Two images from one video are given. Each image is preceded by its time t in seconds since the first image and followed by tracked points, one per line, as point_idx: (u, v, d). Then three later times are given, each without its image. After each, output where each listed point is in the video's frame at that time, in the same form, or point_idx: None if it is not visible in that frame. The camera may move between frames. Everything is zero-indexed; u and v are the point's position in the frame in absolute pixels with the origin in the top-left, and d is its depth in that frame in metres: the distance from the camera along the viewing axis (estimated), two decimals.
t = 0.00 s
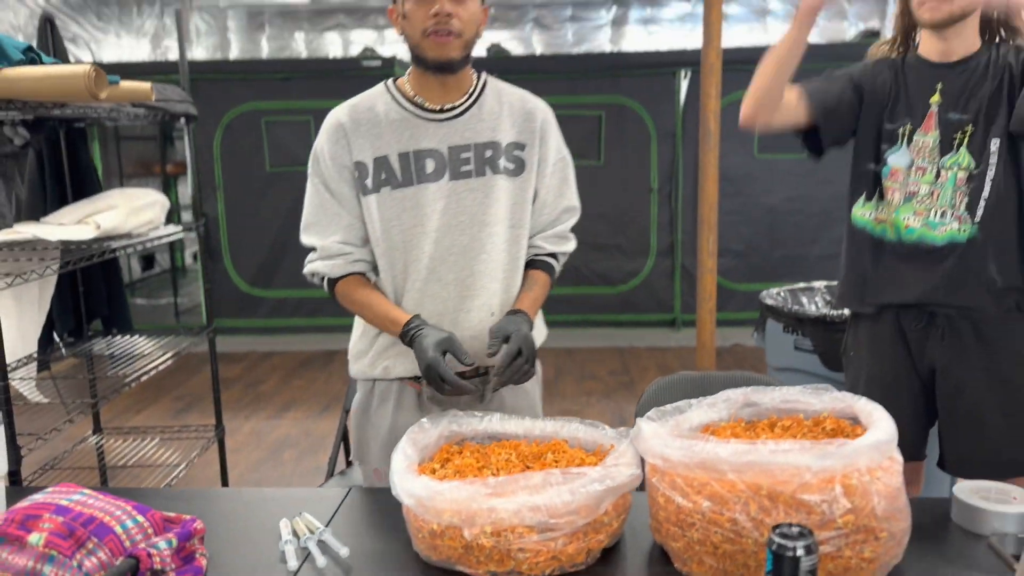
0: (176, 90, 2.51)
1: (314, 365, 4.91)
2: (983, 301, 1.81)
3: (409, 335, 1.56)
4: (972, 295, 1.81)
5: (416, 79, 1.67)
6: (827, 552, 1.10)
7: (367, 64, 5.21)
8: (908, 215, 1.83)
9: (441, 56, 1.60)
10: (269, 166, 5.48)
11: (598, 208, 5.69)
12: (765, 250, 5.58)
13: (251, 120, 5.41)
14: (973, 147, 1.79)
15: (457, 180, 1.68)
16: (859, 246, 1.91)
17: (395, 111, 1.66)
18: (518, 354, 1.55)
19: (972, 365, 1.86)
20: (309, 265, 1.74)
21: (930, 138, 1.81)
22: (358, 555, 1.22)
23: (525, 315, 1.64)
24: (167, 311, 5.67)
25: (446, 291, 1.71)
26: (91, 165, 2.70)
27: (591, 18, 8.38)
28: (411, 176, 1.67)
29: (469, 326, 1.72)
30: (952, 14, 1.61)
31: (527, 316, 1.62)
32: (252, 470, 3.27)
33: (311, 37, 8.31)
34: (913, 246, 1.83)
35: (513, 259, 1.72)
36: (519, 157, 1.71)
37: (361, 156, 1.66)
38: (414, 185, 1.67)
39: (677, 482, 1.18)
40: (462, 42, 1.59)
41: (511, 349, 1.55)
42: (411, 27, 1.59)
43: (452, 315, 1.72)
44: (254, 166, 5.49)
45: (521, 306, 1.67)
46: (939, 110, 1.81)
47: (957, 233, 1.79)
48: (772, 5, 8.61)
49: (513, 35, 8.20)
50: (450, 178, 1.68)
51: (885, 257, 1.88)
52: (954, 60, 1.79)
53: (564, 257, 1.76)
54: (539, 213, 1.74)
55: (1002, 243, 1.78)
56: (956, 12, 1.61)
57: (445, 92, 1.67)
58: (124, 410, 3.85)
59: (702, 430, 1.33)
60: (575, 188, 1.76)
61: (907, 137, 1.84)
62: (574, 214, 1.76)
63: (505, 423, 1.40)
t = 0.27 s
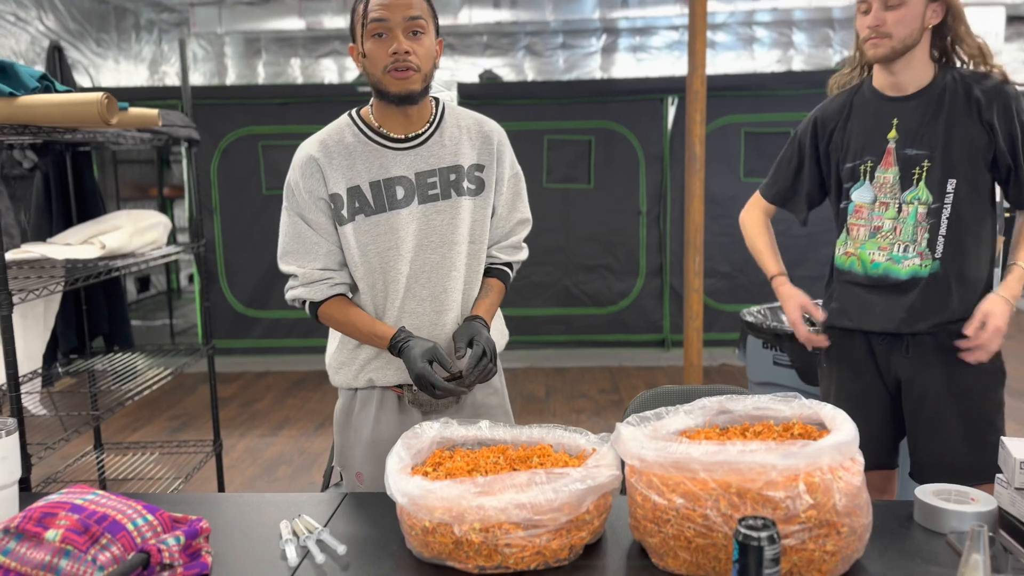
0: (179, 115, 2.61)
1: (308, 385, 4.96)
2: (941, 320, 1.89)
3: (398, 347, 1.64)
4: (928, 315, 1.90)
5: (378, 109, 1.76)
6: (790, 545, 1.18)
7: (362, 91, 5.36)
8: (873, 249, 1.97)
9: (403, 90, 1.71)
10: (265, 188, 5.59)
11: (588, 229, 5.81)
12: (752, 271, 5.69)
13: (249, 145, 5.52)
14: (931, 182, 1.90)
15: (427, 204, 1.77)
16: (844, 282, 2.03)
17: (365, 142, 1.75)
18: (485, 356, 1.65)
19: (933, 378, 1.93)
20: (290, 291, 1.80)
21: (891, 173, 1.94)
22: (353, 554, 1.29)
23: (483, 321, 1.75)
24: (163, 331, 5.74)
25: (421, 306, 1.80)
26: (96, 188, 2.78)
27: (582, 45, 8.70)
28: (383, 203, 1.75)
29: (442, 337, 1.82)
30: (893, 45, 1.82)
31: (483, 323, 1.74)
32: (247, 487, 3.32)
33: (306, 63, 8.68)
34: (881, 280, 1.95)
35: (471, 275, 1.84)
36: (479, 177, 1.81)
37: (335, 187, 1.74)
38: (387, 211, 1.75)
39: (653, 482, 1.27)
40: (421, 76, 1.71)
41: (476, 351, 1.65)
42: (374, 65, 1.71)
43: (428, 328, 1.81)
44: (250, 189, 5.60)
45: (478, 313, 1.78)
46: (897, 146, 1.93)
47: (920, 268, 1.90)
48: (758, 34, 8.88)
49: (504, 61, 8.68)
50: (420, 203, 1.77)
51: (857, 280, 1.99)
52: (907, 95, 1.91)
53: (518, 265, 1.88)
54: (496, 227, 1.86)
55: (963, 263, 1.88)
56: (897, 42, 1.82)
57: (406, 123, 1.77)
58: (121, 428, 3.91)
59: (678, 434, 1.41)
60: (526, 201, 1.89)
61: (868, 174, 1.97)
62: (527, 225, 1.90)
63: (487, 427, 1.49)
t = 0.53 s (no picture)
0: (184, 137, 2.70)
1: (304, 400, 5.02)
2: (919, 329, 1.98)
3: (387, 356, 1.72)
4: (908, 326, 2.00)
5: (372, 130, 1.85)
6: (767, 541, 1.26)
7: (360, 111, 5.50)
8: (850, 266, 2.05)
9: (393, 115, 1.79)
10: (263, 207, 5.68)
11: (580, 246, 5.91)
12: (741, 287, 5.79)
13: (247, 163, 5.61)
14: (897, 199, 1.99)
15: (420, 218, 1.85)
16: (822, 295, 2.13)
17: (359, 161, 1.83)
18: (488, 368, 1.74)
19: (917, 386, 2.01)
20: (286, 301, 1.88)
21: (857, 194, 2.03)
22: (355, 553, 1.36)
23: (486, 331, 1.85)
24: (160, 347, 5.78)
25: (415, 315, 1.86)
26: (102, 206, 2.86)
27: (574, 66, 8.88)
28: (378, 218, 1.83)
29: (438, 344, 1.87)
30: (845, 85, 1.94)
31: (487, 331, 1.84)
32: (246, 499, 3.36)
33: (304, 83, 8.90)
34: (860, 294, 2.04)
35: (467, 285, 1.91)
36: (470, 192, 1.89)
37: (331, 204, 1.82)
38: (381, 225, 1.83)
39: (639, 482, 1.35)
40: (409, 100, 1.79)
41: (480, 364, 1.73)
42: (365, 92, 1.79)
43: (422, 336, 1.87)
44: (248, 207, 5.69)
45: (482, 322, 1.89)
46: (861, 167, 2.02)
47: (898, 279, 2.00)
48: (747, 56, 9.07)
49: (498, 81, 8.89)
50: (413, 217, 1.84)
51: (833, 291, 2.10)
52: (862, 119, 2.02)
53: (513, 272, 1.97)
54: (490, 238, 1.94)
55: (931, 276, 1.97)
56: (848, 82, 1.94)
57: (397, 142, 1.85)
58: (120, 442, 3.95)
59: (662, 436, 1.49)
60: (518, 213, 1.97)
61: (837, 194, 2.06)
62: (519, 235, 1.98)
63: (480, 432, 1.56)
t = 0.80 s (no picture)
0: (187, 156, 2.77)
1: (299, 414, 5.05)
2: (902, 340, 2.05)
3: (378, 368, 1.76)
4: (893, 337, 2.06)
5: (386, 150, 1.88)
6: (754, 542, 1.31)
7: (356, 127, 5.60)
8: (833, 278, 2.13)
9: (413, 148, 1.82)
10: (259, 222, 5.74)
11: (573, 261, 5.99)
12: (732, 300, 5.88)
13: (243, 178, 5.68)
14: (878, 214, 2.07)
15: (431, 231, 1.89)
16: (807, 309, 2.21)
17: (373, 176, 1.86)
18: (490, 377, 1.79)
19: (902, 395, 2.07)
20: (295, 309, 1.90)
21: (839, 209, 2.11)
22: (358, 557, 1.42)
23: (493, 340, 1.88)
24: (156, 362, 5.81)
25: (424, 324, 1.89)
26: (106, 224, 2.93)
27: (567, 83, 9.00)
28: (389, 230, 1.86)
29: (447, 352, 1.90)
30: (824, 106, 2.03)
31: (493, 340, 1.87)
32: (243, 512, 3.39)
33: (299, 99, 9.00)
34: (844, 305, 2.11)
35: (477, 297, 1.94)
36: (479, 207, 1.93)
37: (345, 215, 1.85)
38: (394, 236, 1.86)
39: (631, 488, 1.41)
40: (428, 134, 1.81)
41: (482, 373, 1.79)
42: (383, 125, 1.80)
43: (430, 345, 1.89)
44: (245, 222, 5.75)
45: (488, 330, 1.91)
46: (843, 183, 2.10)
47: (880, 291, 2.07)
48: (736, 73, 9.23)
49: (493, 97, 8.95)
50: (424, 229, 1.88)
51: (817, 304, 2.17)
52: (843, 138, 2.09)
53: (520, 287, 2.00)
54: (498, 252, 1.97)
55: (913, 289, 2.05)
56: (827, 104, 2.02)
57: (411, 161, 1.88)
58: (116, 456, 3.97)
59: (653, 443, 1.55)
60: (526, 229, 2.02)
61: (820, 209, 2.14)
62: (526, 251, 2.02)
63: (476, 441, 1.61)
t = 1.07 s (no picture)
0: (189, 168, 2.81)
1: (294, 423, 5.07)
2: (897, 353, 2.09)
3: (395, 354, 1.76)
4: (888, 347, 2.10)
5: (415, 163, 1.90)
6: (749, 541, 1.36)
7: (350, 138, 5.64)
8: (829, 283, 2.16)
9: (441, 168, 1.86)
10: (254, 233, 5.78)
11: (566, 270, 6.05)
12: (723, 309, 5.94)
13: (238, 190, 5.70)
14: (878, 223, 2.10)
15: (456, 241, 1.90)
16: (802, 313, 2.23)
17: (402, 186, 1.89)
18: (512, 385, 1.77)
19: (896, 405, 2.11)
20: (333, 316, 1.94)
21: (841, 214, 2.14)
22: (364, 558, 1.45)
23: (515, 348, 1.87)
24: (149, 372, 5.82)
25: (448, 331, 1.90)
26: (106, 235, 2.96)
27: (558, 95, 9.10)
28: (416, 239, 1.89)
29: (470, 358, 1.89)
30: (836, 115, 2.05)
31: (515, 350, 1.86)
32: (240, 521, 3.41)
33: (292, 111, 9.05)
34: (838, 310, 2.15)
35: (501, 305, 1.94)
36: (504, 219, 1.94)
37: (374, 223, 1.88)
38: (421, 245, 1.89)
39: (630, 489, 1.45)
40: (456, 155, 1.84)
41: (503, 380, 1.77)
42: (413, 144, 1.83)
43: (452, 352, 1.90)
44: (240, 233, 5.78)
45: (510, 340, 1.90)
46: (847, 190, 2.13)
47: (874, 300, 2.11)
48: (725, 85, 9.36)
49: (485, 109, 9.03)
50: (450, 239, 1.90)
51: (811, 311, 2.21)
52: (850, 146, 2.13)
53: (543, 299, 2.00)
54: (522, 264, 1.98)
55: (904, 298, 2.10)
56: (838, 113, 2.05)
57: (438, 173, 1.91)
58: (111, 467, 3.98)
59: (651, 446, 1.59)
60: (549, 242, 2.02)
61: (822, 214, 2.17)
62: (549, 263, 2.02)
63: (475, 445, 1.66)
